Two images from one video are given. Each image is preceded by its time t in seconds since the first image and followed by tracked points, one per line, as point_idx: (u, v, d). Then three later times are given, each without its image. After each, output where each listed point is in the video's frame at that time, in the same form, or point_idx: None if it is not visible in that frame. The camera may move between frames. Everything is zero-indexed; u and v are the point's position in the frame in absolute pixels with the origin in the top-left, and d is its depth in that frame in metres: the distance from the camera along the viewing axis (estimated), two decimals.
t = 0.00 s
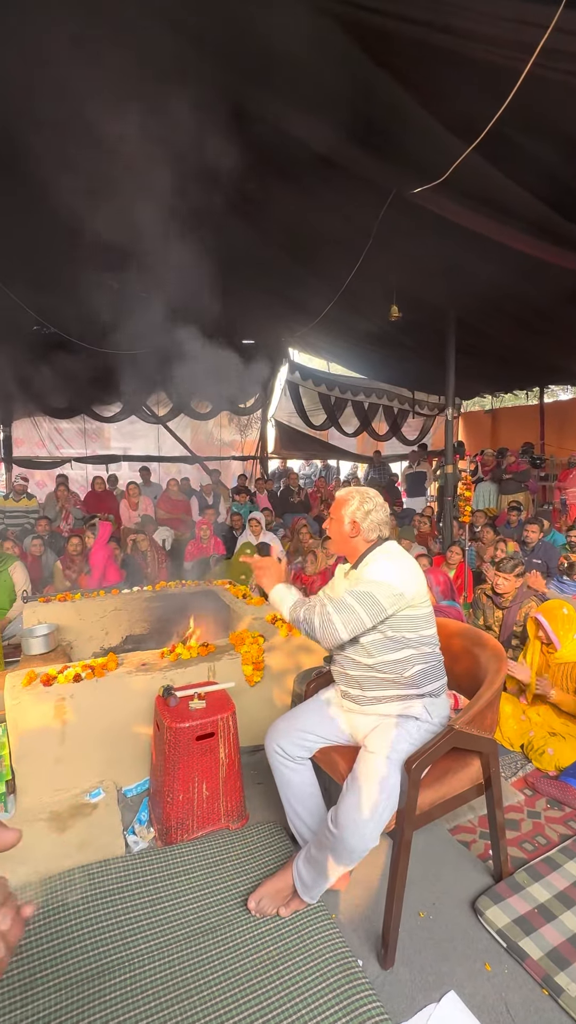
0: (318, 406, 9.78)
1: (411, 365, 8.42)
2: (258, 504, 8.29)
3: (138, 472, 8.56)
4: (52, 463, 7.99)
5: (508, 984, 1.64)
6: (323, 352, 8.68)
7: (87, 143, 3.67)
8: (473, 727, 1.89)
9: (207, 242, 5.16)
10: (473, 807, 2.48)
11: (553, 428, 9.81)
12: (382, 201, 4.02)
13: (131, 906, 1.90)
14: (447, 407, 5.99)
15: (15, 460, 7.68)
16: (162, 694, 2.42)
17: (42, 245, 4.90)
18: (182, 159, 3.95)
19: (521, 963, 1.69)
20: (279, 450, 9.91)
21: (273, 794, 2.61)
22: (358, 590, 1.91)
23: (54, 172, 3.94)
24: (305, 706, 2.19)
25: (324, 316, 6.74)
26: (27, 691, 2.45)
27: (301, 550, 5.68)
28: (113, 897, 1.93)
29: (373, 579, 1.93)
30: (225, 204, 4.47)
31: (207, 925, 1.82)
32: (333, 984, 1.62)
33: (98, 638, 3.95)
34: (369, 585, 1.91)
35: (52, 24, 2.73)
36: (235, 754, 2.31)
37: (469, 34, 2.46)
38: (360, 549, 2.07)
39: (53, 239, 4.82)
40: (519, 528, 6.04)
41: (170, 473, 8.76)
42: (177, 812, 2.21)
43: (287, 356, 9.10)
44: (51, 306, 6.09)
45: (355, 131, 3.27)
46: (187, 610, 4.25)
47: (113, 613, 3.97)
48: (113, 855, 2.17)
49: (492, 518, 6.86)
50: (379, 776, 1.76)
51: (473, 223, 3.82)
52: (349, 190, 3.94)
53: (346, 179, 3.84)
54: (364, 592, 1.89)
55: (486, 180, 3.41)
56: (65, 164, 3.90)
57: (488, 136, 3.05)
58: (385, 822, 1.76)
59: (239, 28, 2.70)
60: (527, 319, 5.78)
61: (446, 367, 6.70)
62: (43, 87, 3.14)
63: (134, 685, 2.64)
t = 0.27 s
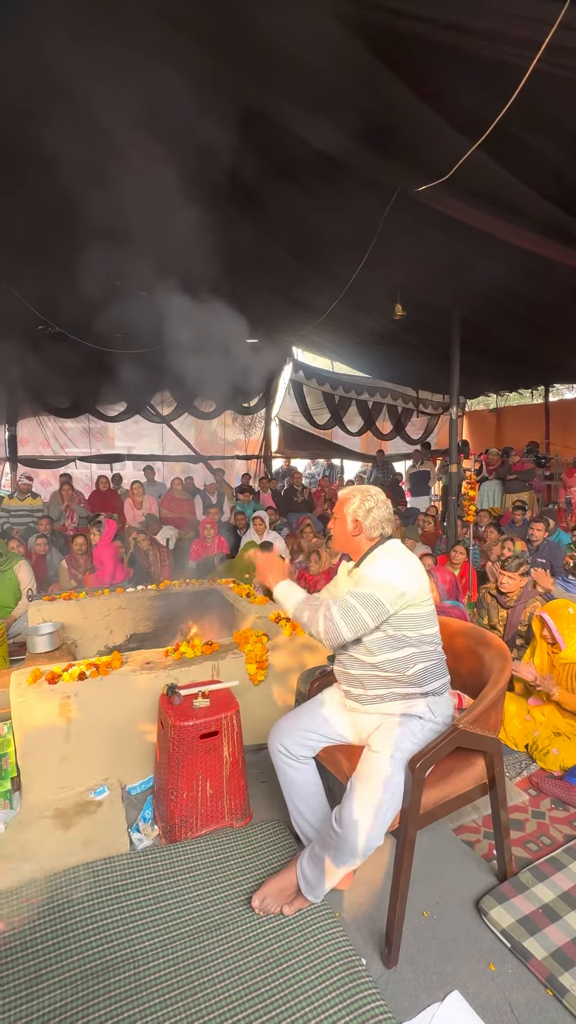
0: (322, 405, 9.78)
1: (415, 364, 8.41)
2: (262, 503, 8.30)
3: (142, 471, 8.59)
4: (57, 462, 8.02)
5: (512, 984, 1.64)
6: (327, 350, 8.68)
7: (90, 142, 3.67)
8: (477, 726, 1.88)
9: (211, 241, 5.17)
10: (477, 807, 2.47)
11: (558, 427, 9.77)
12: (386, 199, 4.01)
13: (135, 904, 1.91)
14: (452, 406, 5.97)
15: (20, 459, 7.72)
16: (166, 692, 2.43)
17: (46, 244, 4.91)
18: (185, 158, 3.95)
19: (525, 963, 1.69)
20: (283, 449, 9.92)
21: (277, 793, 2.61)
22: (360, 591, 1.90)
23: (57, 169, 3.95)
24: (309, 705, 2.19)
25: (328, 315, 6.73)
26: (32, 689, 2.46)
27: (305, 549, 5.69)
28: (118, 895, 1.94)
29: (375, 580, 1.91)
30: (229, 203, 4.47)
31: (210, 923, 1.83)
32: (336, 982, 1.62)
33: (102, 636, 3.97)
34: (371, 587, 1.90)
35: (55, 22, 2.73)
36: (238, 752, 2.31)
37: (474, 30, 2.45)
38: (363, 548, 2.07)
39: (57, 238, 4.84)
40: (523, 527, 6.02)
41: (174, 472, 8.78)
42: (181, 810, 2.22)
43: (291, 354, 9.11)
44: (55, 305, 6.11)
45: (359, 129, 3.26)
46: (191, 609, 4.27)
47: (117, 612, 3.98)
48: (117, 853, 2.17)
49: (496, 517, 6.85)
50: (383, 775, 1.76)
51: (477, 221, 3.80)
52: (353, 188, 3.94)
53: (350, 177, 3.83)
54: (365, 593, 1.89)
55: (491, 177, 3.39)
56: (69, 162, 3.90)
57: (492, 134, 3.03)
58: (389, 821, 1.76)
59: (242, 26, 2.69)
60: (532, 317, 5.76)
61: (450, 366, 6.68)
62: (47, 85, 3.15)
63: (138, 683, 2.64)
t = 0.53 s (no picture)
0: (326, 403, 9.78)
1: (420, 362, 8.39)
2: (266, 501, 8.31)
3: (147, 469, 8.61)
4: (62, 461, 8.06)
5: (516, 984, 1.63)
6: (331, 349, 8.67)
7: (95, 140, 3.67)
8: (481, 726, 1.87)
9: (215, 239, 5.16)
10: (481, 807, 2.47)
11: (564, 425, 9.72)
12: (391, 197, 4.00)
13: (139, 900, 1.92)
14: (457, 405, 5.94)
15: (25, 458, 7.75)
16: (170, 691, 2.44)
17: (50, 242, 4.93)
18: (189, 156, 3.94)
19: (530, 963, 1.68)
20: (287, 448, 9.93)
21: (280, 791, 2.61)
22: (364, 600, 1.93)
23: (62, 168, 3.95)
24: (312, 704, 2.19)
25: (332, 314, 6.72)
26: (38, 687, 2.48)
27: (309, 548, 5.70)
28: (122, 892, 1.94)
29: (380, 587, 1.92)
30: (234, 201, 4.47)
31: (214, 921, 1.83)
32: (340, 981, 1.62)
33: (107, 635, 3.98)
34: (376, 595, 1.92)
35: (59, 19, 2.73)
36: (242, 751, 2.32)
37: (480, 25, 2.42)
38: (372, 549, 2.06)
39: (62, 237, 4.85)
40: (528, 526, 5.99)
41: (178, 470, 8.80)
42: (185, 808, 2.23)
43: (295, 352, 9.10)
44: (60, 304, 6.13)
45: (363, 126, 3.25)
46: (195, 606, 4.28)
47: (121, 610, 4.00)
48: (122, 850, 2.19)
49: (501, 516, 6.80)
50: (387, 775, 1.76)
51: (483, 218, 3.77)
52: (358, 185, 3.92)
53: (354, 173, 3.81)
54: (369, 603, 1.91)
55: (497, 174, 3.36)
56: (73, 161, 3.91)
57: (499, 130, 3.01)
58: (393, 820, 1.76)
59: (247, 22, 2.68)
60: (538, 315, 5.72)
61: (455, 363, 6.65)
62: (51, 83, 3.15)
63: (142, 681, 2.65)
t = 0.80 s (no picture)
0: (331, 402, 9.78)
1: (425, 361, 8.37)
2: (270, 500, 8.32)
3: (152, 468, 8.63)
4: (67, 460, 8.09)
5: (521, 985, 1.63)
6: (336, 348, 8.66)
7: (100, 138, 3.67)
8: (486, 727, 1.87)
9: (220, 238, 5.16)
10: (486, 808, 2.46)
11: (570, 424, 9.67)
12: (396, 195, 3.98)
13: (143, 898, 1.92)
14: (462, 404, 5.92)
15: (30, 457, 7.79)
16: (174, 690, 2.45)
17: (56, 241, 4.94)
18: (194, 155, 3.94)
19: (535, 964, 1.67)
20: (292, 447, 10.01)
21: (284, 790, 2.61)
22: (404, 626, 1.87)
23: (67, 167, 3.96)
24: (317, 704, 2.19)
25: (337, 313, 6.71)
26: (43, 684, 2.49)
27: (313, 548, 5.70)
28: (126, 891, 1.95)
29: (414, 607, 1.87)
30: (238, 200, 4.47)
31: (218, 919, 1.84)
32: (343, 981, 1.62)
33: (112, 633, 3.99)
34: (411, 616, 1.87)
35: (64, 16, 2.72)
36: (246, 750, 2.32)
37: (488, 19, 2.40)
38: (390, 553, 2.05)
39: (67, 235, 4.86)
40: (534, 526, 5.96)
41: (183, 470, 8.82)
42: (189, 807, 2.23)
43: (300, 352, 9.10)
44: (66, 303, 6.15)
45: (369, 123, 3.23)
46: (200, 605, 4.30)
47: (126, 609, 4.01)
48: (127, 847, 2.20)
49: (507, 515, 6.76)
50: (391, 774, 1.75)
51: (489, 216, 3.75)
52: (363, 183, 3.91)
53: (360, 171, 3.80)
54: (411, 628, 1.86)
55: (504, 171, 3.34)
56: (78, 160, 3.91)
57: (506, 126, 2.98)
58: (396, 818, 1.75)
59: (252, 18, 2.67)
60: (545, 313, 5.69)
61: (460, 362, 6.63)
62: (56, 82, 3.16)
63: (147, 679, 2.66)
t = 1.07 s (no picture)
0: (335, 402, 9.77)
1: (429, 361, 8.35)
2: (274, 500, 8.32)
3: (156, 468, 8.65)
4: (72, 459, 8.11)
5: (526, 987, 1.62)
6: (340, 348, 8.66)
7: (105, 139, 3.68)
8: (491, 728, 1.86)
9: (225, 238, 5.16)
10: (491, 809, 2.45)
11: None
12: (401, 194, 3.97)
13: (148, 898, 1.92)
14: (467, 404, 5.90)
15: (36, 457, 7.81)
16: (178, 689, 2.45)
17: (61, 241, 4.95)
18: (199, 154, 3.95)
19: (539, 966, 1.67)
20: (296, 447, 9.98)
21: (288, 790, 2.61)
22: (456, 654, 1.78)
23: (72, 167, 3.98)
24: (320, 705, 2.18)
25: (341, 312, 6.70)
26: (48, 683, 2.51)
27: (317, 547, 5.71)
28: (130, 889, 1.95)
29: (458, 634, 1.77)
30: (243, 199, 4.47)
31: (222, 918, 1.84)
32: (347, 982, 1.62)
33: (116, 632, 4.00)
34: (458, 641, 1.78)
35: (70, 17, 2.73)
36: (250, 749, 2.32)
37: (495, 17, 2.39)
38: (402, 566, 1.96)
39: (72, 235, 4.86)
40: (539, 526, 5.94)
41: (187, 469, 8.84)
42: (193, 806, 2.24)
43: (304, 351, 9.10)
44: (71, 302, 6.17)
45: (374, 122, 3.22)
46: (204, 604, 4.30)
47: (130, 609, 4.02)
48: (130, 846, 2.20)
49: (512, 515, 6.71)
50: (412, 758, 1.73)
51: (495, 215, 3.74)
52: (368, 183, 3.91)
53: (365, 170, 3.79)
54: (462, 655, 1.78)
55: (509, 170, 3.32)
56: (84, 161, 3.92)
57: (512, 125, 2.97)
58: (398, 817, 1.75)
59: (256, 18, 2.67)
60: (551, 313, 5.67)
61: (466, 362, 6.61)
62: (62, 82, 3.17)
63: (151, 678, 2.66)
